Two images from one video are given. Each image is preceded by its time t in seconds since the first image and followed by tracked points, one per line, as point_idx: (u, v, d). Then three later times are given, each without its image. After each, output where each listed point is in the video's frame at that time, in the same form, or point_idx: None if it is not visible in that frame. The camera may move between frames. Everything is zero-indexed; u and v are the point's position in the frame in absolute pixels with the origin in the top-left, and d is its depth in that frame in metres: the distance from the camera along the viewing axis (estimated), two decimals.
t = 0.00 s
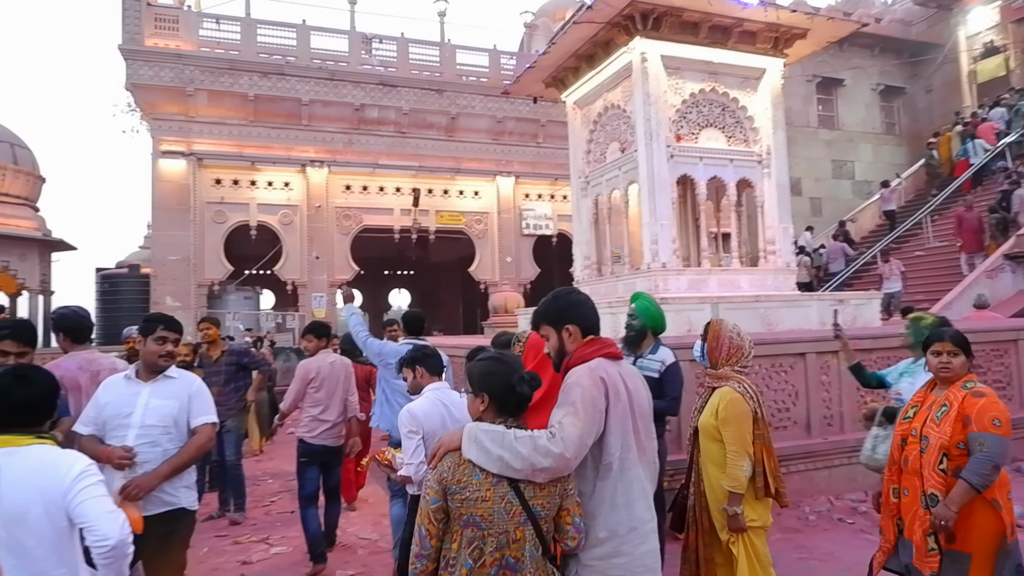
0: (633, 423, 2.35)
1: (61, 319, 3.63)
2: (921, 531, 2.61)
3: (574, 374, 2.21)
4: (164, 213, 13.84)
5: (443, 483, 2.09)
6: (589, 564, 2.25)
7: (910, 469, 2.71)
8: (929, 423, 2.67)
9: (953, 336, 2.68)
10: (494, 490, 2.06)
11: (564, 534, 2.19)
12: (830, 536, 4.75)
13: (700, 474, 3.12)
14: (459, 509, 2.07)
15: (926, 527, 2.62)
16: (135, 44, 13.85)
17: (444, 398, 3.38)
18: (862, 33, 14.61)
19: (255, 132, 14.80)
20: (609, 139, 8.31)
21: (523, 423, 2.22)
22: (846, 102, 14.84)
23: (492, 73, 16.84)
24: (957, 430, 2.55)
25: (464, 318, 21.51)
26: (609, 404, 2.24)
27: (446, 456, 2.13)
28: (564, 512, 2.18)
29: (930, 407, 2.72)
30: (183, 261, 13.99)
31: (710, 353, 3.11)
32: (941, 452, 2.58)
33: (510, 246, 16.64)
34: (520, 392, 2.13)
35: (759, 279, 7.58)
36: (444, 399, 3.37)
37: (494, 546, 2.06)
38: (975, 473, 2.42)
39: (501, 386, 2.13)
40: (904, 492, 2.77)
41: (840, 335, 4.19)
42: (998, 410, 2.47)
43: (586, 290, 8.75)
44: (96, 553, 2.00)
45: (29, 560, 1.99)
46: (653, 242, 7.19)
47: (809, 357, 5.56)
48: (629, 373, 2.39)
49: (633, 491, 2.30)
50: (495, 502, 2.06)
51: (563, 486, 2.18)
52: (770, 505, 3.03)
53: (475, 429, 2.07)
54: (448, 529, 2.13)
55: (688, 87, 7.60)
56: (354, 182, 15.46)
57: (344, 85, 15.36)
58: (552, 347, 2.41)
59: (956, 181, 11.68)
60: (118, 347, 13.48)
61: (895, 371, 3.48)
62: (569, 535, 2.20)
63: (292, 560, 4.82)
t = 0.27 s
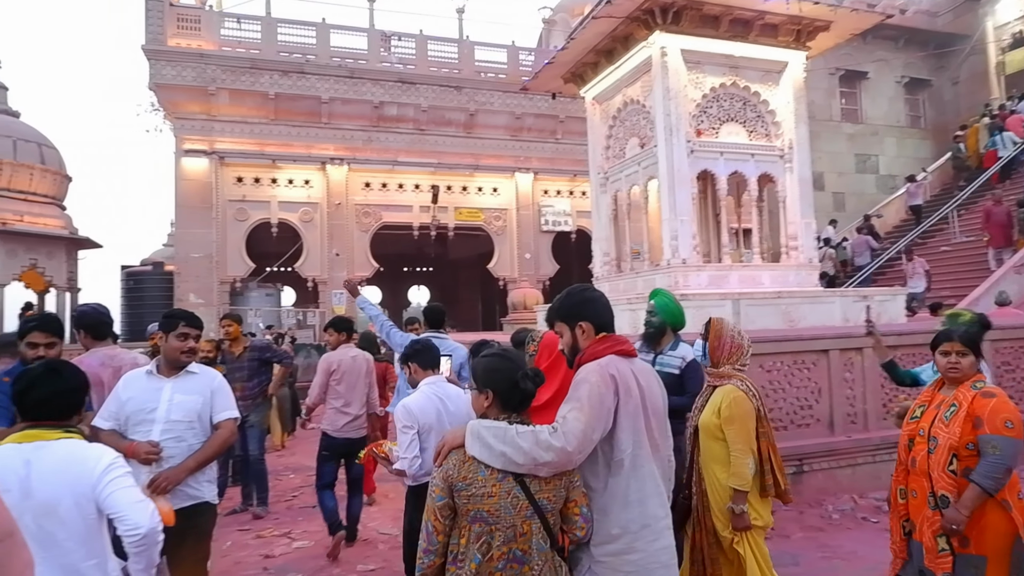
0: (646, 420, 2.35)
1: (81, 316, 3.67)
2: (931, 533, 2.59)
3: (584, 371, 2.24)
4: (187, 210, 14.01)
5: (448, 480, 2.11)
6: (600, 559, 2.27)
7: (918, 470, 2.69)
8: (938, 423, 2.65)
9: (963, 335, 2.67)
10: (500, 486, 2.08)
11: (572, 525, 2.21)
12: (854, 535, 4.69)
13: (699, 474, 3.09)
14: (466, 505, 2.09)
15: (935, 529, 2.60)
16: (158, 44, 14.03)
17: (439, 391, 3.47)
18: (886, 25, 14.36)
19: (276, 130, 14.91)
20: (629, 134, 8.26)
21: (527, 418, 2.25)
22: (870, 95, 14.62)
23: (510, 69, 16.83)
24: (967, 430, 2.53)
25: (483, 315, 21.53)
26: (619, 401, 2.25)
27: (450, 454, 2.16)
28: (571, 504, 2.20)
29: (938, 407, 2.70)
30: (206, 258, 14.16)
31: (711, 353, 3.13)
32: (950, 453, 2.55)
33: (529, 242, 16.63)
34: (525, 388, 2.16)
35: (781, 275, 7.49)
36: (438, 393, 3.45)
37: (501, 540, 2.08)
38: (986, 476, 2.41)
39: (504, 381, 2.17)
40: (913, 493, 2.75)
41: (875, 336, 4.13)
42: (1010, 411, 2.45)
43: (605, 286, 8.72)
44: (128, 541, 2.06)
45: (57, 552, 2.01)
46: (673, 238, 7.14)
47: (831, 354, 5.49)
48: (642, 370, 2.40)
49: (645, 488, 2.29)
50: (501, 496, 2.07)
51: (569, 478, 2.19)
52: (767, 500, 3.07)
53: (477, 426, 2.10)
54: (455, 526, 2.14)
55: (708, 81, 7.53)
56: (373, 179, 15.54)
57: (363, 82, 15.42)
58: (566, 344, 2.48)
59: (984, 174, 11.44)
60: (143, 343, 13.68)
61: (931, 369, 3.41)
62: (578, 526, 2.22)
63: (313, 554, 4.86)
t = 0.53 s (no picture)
0: (660, 418, 2.39)
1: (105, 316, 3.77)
2: (947, 533, 2.67)
3: (594, 370, 2.28)
4: (213, 211, 14.20)
5: (460, 479, 2.20)
6: (616, 557, 2.32)
7: (928, 469, 2.78)
8: (947, 421, 2.74)
9: (972, 333, 2.78)
10: (512, 483, 2.16)
11: (586, 517, 2.30)
12: (882, 535, 4.63)
13: (700, 467, 3.08)
14: (479, 502, 2.18)
15: (951, 529, 2.67)
16: (183, 47, 14.24)
17: (440, 387, 3.86)
18: (913, 17, 14.09)
19: (299, 131, 15.05)
20: (651, 131, 8.20)
21: (534, 416, 2.34)
22: (897, 89, 14.36)
23: (531, 68, 16.83)
24: (978, 428, 2.62)
25: (505, 314, 21.56)
26: (631, 400, 2.29)
27: (461, 453, 2.26)
28: (583, 497, 2.29)
29: (948, 406, 2.80)
30: (231, 258, 14.36)
31: (715, 347, 3.12)
32: (961, 451, 2.65)
33: (551, 241, 16.61)
34: (530, 385, 2.24)
35: (806, 272, 7.40)
36: (440, 389, 3.86)
37: (515, 536, 2.16)
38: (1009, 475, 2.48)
39: (511, 378, 2.25)
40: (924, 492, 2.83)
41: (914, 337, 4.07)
42: (1023, 409, 2.53)
43: (628, 284, 8.68)
44: (162, 532, 2.11)
45: (92, 546, 2.06)
46: (696, 235, 7.08)
47: (859, 352, 5.41)
48: (655, 368, 2.43)
49: (661, 486, 2.33)
50: (513, 492, 2.16)
51: (580, 472, 2.29)
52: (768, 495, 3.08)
53: (485, 425, 2.20)
54: (469, 523, 2.22)
55: (731, 77, 7.45)
56: (395, 179, 15.63)
57: (385, 82, 15.50)
58: (579, 343, 2.50)
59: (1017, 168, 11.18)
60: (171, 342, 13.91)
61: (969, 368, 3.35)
62: (591, 518, 2.30)
63: (338, 550, 4.91)
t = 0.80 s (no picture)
0: (676, 414, 2.35)
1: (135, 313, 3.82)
2: (959, 527, 2.63)
3: (607, 367, 2.27)
4: (243, 210, 14.41)
5: (480, 474, 2.24)
6: (636, 551, 2.32)
7: (943, 464, 2.72)
8: (963, 414, 2.68)
9: (986, 326, 2.73)
10: (532, 475, 2.19)
11: (610, 505, 2.30)
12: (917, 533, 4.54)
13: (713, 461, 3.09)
14: (501, 495, 2.21)
15: (963, 523, 2.64)
16: (212, 48, 14.46)
17: (454, 382, 3.96)
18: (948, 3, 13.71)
19: (326, 129, 15.18)
20: (678, 123, 8.11)
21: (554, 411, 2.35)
22: (931, 77, 14.02)
23: (556, 62, 16.77)
24: (995, 422, 2.56)
25: (531, 309, 21.55)
26: (644, 397, 2.27)
27: (480, 448, 2.29)
28: (606, 485, 2.29)
29: (963, 399, 2.73)
30: (261, 256, 14.56)
31: (727, 340, 3.11)
32: (978, 445, 2.58)
33: (577, 235, 16.56)
34: (546, 378, 2.27)
35: (838, 265, 7.26)
36: (453, 383, 3.96)
37: (536, 527, 2.19)
38: None
39: (527, 372, 2.29)
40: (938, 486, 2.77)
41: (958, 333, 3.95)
42: None
43: (655, 279, 8.61)
44: (195, 523, 2.15)
45: (129, 536, 2.11)
46: (725, 228, 7.00)
47: (894, 346, 5.29)
48: (670, 363, 2.40)
49: (677, 481, 2.31)
50: (534, 484, 2.19)
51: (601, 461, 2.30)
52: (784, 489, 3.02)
53: (503, 420, 2.24)
54: (493, 517, 2.27)
55: (759, 67, 7.33)
56: (421, 175, 15.71)
57: (410, 80, 15.56)
58: (592, 340, 2.50)
59: None
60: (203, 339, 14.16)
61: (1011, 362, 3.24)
62: (616, 506, 2.30)
63: (368, 544, 4.95)
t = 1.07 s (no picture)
0: (683, 411, 2.39)
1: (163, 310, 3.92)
2: (973, 529, 2.58)
3: (615, 366, 2.30)
4: (269, 208, 14.59)
5: (499, 469, 2.26)
6: (647, 547, 2.34)
7: (960, 463, 2.67)
8: (982, 414, 2.61)
9: (997, 322, 2.70)
10: (550, 470, 2.20)
11: (627, 499, 2.28)
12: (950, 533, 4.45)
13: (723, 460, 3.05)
14: (520, 490, 2.22)
15: (978, 525, 2.58)
16: (239, 49, 14.64)
17: (466, 381, 4.04)
18: None
19: (350, 128, 15.29)
20: (703, 117, 8.03)
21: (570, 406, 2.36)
22: (964, 67, 13.66)
23: (579, 58, 16.70)
24: (1014, 422, 2.50)
25: (555, 306, 21.51)
26: (652, 394, 2.29)
27: (499, 446, 2.32)
28: (623, 479, 2.29)
29: (981, 398, 2.67)
30: (287, 254, 14.72)
31: (735, 338, 3.08)
32: (997, 446, 2.52)
33: (601, 232, 16.47)
34: (563, 373, 2.28)
35: (867, 260, 7.13)
36: (466, 382, 4.04)
37: (556, 520, 2.19)
38: None
39: (543, 368, 2.29)
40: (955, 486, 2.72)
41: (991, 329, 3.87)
42: None
43: (680, 275, 8.54)
44: (221, 519, 2.19)
45: (158, 529, 2.14)
46: (751, 223, 6.91)
47: (926, 342, 5.19)
48: (677, 361, 2.43)
49: (686, 478, 2.34)
50: (552, 478, 2.19)
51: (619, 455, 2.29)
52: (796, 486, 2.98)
53: (519, 417, 2.26)
54: (513, 512, 2.27)
55: (786, 59, 7.22)
56: (445, 173, 15.74)
57: (433, 77, 15.60)
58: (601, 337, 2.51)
59: None
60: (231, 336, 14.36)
61: None
62: (633, 500, 2.28)
63: (394, 539, 4.99)
